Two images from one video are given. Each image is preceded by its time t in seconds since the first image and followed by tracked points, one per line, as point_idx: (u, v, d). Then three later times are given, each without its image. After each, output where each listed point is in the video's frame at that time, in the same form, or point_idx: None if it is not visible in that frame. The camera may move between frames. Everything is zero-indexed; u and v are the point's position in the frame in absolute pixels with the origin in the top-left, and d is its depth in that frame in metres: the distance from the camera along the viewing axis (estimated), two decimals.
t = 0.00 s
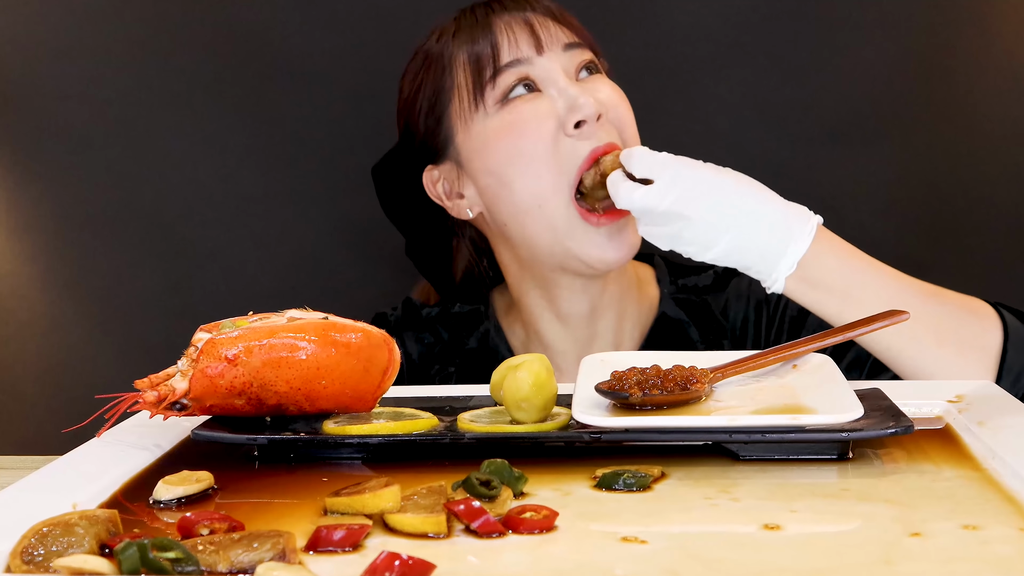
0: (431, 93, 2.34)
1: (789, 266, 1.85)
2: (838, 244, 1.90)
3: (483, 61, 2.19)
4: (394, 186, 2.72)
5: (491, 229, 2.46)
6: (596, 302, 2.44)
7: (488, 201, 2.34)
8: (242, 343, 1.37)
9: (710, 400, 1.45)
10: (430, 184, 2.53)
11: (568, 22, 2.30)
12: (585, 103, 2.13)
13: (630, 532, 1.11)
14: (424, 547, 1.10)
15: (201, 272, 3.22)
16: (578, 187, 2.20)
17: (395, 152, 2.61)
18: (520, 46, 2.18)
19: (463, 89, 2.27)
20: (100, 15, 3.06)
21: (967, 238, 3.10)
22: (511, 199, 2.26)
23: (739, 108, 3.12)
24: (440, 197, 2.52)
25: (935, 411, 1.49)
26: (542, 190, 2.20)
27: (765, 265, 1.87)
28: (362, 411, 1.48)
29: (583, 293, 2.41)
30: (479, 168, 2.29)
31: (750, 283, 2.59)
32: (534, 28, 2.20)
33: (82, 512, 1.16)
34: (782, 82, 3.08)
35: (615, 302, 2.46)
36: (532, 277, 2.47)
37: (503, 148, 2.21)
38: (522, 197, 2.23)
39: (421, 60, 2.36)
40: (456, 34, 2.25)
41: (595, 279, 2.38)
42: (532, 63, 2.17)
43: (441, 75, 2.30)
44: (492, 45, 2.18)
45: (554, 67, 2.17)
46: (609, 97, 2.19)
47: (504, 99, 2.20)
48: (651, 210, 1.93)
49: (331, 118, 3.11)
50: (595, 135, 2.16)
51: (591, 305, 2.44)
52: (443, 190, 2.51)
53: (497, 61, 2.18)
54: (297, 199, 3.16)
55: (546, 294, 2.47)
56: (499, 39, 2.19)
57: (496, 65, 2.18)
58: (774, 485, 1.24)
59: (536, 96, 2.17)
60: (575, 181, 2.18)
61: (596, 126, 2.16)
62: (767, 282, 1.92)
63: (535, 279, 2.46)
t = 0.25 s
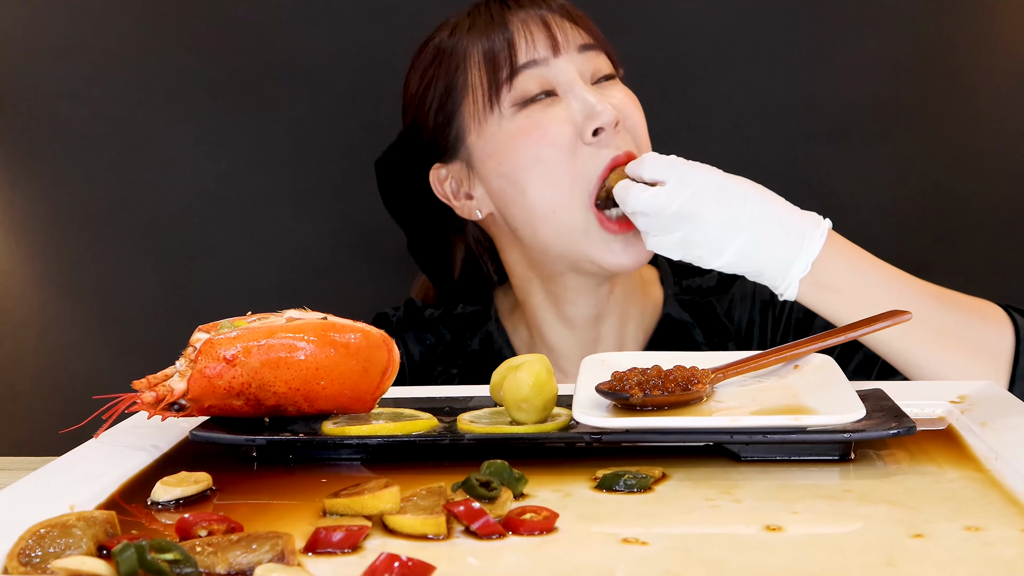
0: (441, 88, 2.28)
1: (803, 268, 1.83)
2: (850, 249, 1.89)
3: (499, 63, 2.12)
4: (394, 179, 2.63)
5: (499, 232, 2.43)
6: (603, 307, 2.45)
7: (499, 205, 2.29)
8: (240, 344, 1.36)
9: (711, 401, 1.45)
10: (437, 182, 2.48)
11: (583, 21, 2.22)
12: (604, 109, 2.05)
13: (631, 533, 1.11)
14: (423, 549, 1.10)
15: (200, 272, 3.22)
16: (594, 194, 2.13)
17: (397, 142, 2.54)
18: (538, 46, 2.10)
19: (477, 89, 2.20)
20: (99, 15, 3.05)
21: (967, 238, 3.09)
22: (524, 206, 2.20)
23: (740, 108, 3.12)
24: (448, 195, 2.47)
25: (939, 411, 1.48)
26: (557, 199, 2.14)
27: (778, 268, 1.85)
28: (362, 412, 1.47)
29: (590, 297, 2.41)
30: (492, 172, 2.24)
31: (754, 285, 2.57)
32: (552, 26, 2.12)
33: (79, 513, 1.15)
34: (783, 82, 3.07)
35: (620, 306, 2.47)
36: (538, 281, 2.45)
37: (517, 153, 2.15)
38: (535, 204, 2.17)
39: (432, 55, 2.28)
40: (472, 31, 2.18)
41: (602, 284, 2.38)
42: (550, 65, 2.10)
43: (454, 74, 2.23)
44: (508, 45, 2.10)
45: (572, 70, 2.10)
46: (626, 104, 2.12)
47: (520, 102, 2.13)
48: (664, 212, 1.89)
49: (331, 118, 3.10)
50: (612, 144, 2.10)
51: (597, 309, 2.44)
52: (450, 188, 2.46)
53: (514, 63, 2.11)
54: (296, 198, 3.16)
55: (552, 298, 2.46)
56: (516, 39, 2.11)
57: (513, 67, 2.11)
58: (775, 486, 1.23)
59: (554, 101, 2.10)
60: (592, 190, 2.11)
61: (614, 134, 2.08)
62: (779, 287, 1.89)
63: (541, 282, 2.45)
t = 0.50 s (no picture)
0: (449, 87, 2.26)
1: (813, 271, 1.81)
2: (856, 251, 1.87)
3: (510, 65, 2.11)
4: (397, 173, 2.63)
5: (501, 232, 2.43)
6: (604, 308, 2.44)
7: (504, 208, 2.28)
8: (238, 344, 1.35)
9: (713, 401, 1.44)
10: (441, 180, 2.48)
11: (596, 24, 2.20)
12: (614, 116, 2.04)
13: (631, 534, 1.10)
14: (423, 551, 1.09)
15: (199, 272, 3.21)
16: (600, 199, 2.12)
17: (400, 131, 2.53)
18: (550, 49, 2.09)
19: (486, 90, 2.19)
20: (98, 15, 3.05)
21: (968, 239, 3.09)
22: (529, 208, 2.19)
23: (741, 108, 3.11)
24: (451, 193, 2.47)
25: (941, 412, 1.47)
26: (563, 202, 2.12)
27: (789, 271, 1.83)
28: (361, 413, 1.47)
29: (592, 299, 2.41)
30: (497, 174, 2.23)
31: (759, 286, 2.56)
32: (564, 28, 2.10)
33: (76, 514, 1.14)
34: (784, 82, 3.06)
35: (622, 308, 2.46)
36: (541, 282, 2.45)
37: (524, 156, 2.14)
38: (540, 207, 2.16)
39: (441, 53, 2.27)
40: (483, 31, 2.17)
41: (605, 287, 2.38)
42: (561, 68, 2.08)
43: (463, 74, 2.22)
44: (520, 47, 2.09)
45: (583, 74, 2.08)
46: (636, 109, 2.10)
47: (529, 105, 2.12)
48: (674, 211, 1.88)
49: (331, 118, 3.10)
50: (621, 149, 2.08)
51: (599, 311, 2.44)
52: (454, 187, 2.46)
53: (525, 65, 2.09)
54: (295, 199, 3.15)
55: (554, 299, 2.46)
56: (528, 41, 2.09)
57: (523, 69, 2.10)
58: (777, 487, 1.23)
59: (564, 104, 2.08)
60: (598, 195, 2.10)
61: (623, 140, 2.07)
62: (788, 291, 1.87)
63: (544, 283, 2.45)
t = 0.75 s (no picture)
0: (453, 88, 2.26)
1: (814, 273, 1.82)
2: (857, 253, 1.88)
3: (514, 66, 2.09)
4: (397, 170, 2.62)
5: (501, 233, 2.43)
6: (604, 310, 2.43)
7: (504, 209, 2.27)
8: (237, 345, 1.35)
9: (713, 402, 1.43)
10: (441, 180, 2.47)
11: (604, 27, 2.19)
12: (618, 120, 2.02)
13: (632, 536, 1.09)
14: (422, 553, 1.08)
15: (198, 272, 3.20)
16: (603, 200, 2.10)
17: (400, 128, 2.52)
18: (555, 51, 2.07)
19: (489, 91, 2.18)
20: (97, 14, 3.04)
21: (968, 240, 3.09)
22: (529, 211, 2.17)
23: (741, 107, 3.10)
24: (451, 193, 2.46)
25: (943, 412, 1.47)
26: (563, 206, 2.11)
27: (790, 272, 1.83)
28: (360, 413, 1.46)
29: (592, 301, 2.40)
30: (498, 176, 2.22)
31: (759, 289, 2.55)
32: (571, 31, 2.09)
33: (74, 515, 1.13)
34: (785, 82, 3.05)
35: (622, 310, 2.46)
36: (541, 283, 2.44)
37: (526, 158, 2.12)
38: (540, 210, 2.14)
39: (445, 53, 2.26)
40: (489, 32, 2.16)
41: (605, 289, 2.37)
42: (566, 71, 2.07)
43: (468, 75, 2.21)
44: (525, 49, 2.08)
45: (588, 78, 2.07)
46: (640, 114, 2.09)
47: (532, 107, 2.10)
48: (677, 211, 1.84)
49: (331, 118, 3.09)
50: (623, 154, 2.06)
51: (600, 312, 2.43)
52: (455, 187, 2.45)
53: (530, 68, 2.08)
54: (294, 199, 3.15)
55: (554, 300, 2.45)
56: (533, 43, 2.08)
57: (528, 72, 2.08)
58: (778, 488, 1.22)
59: (567, 107, 2.07)
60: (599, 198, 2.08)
61: (627, 144, 2.05)
62: (788, 293, 1.88)
63: (544, 285, 2.44)
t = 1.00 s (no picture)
0: (454, 90, 2.25)
1: (816, 282, 1.80)
2: (856, 258, 1.87)
3: (515, 70, 2.08)
4: (396, 167, 2.61)
5: (501, 235, 2.42)
6: (604, 313, 2.42)
7: (503, 212, 2.26)
8: (235, 345, 1.34)
9: (714, 402, 1.42)
10: (440, 180, 2.46)
11: (608, 30, 2.17)
12: (619, 126, 2.01)
13: (633, 537, 1.08)
14: (422, 554, 1.08)
15: (198, 272, 3.20)
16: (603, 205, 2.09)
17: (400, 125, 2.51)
18: (557, 55, 2.06)
19: (490, 95, 2.17)
20: (96, 14, 3.04)
21: (969, 241, 3.08)
22: (529, 215, 2.17)
23: (741, 107, 3.09)
24: (450, 194, 2.45)
25: (946, 413, 1.46)
26: (563, 210, 2.10)
27: (791, 282, 1.82)
28: (359, 414, 1.45)
29: (593, 304, 2.39)
30: (498, 180, 2.21)
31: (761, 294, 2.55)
32: (573, 36, 2.07)
33: (71, 516, 1.12)
34: (786, 82, 3.05)
35: (623, 313, 2.45)
36: (541, 285, 2.43)
37: (526, 162, 2.12)
38: (540, 214, 2.14)
39: (446, 54, 2.25)
40: (491, 35, 2.15)
41: (606, 293, 2.36)
42: (568, 76, 2.06)
43: (469, 78, 2.21)
44: (527, 52, 2.06)
45: (590, 82, 2.05)
46: (641, 119, 2.07)
47: (533, 111, 2.09)
48: (676, 218, 1.84)
49: (330, 118, 3.09)
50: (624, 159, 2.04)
51: (600, 315, 2.42)
52: (454, 187, 2.44)
53: (531, 72, 2.07)
54: (294, 198, 3.14)
55: (554, 302, 2.45)
56: (535, 46, 2.07)
57: (529, 75, 2.07)
58: (780, 490, 1.21)
59: (568, 112, 2.06)
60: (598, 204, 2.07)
61: (627, 151, 2.03)
62: (790, 302, 1.86)
63: (544, 287, 2.43)
